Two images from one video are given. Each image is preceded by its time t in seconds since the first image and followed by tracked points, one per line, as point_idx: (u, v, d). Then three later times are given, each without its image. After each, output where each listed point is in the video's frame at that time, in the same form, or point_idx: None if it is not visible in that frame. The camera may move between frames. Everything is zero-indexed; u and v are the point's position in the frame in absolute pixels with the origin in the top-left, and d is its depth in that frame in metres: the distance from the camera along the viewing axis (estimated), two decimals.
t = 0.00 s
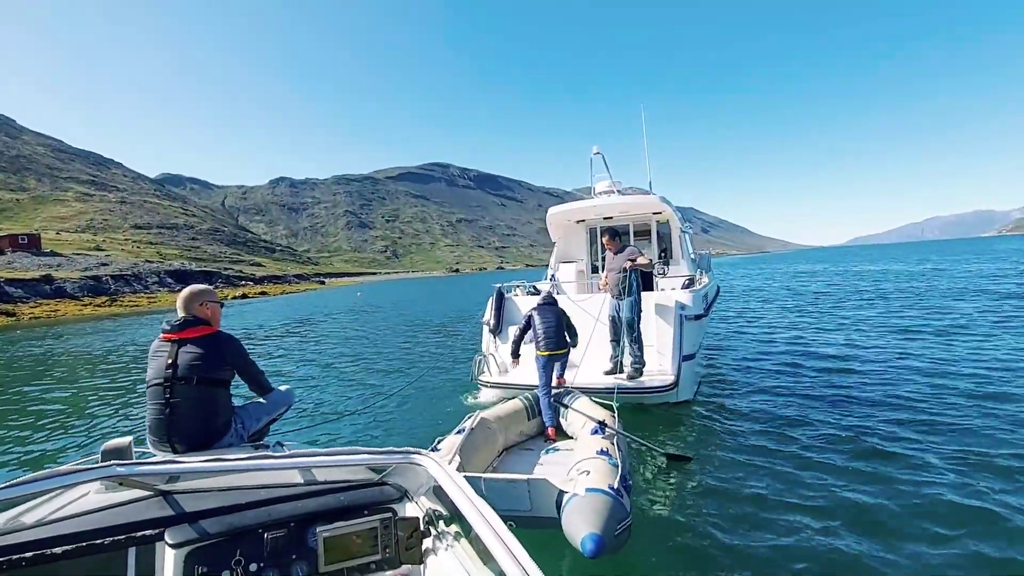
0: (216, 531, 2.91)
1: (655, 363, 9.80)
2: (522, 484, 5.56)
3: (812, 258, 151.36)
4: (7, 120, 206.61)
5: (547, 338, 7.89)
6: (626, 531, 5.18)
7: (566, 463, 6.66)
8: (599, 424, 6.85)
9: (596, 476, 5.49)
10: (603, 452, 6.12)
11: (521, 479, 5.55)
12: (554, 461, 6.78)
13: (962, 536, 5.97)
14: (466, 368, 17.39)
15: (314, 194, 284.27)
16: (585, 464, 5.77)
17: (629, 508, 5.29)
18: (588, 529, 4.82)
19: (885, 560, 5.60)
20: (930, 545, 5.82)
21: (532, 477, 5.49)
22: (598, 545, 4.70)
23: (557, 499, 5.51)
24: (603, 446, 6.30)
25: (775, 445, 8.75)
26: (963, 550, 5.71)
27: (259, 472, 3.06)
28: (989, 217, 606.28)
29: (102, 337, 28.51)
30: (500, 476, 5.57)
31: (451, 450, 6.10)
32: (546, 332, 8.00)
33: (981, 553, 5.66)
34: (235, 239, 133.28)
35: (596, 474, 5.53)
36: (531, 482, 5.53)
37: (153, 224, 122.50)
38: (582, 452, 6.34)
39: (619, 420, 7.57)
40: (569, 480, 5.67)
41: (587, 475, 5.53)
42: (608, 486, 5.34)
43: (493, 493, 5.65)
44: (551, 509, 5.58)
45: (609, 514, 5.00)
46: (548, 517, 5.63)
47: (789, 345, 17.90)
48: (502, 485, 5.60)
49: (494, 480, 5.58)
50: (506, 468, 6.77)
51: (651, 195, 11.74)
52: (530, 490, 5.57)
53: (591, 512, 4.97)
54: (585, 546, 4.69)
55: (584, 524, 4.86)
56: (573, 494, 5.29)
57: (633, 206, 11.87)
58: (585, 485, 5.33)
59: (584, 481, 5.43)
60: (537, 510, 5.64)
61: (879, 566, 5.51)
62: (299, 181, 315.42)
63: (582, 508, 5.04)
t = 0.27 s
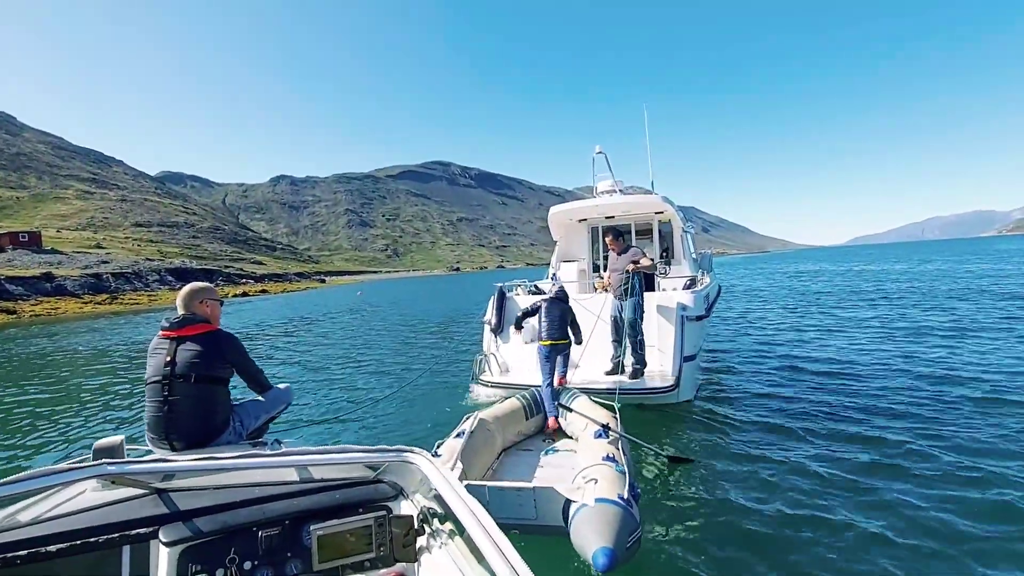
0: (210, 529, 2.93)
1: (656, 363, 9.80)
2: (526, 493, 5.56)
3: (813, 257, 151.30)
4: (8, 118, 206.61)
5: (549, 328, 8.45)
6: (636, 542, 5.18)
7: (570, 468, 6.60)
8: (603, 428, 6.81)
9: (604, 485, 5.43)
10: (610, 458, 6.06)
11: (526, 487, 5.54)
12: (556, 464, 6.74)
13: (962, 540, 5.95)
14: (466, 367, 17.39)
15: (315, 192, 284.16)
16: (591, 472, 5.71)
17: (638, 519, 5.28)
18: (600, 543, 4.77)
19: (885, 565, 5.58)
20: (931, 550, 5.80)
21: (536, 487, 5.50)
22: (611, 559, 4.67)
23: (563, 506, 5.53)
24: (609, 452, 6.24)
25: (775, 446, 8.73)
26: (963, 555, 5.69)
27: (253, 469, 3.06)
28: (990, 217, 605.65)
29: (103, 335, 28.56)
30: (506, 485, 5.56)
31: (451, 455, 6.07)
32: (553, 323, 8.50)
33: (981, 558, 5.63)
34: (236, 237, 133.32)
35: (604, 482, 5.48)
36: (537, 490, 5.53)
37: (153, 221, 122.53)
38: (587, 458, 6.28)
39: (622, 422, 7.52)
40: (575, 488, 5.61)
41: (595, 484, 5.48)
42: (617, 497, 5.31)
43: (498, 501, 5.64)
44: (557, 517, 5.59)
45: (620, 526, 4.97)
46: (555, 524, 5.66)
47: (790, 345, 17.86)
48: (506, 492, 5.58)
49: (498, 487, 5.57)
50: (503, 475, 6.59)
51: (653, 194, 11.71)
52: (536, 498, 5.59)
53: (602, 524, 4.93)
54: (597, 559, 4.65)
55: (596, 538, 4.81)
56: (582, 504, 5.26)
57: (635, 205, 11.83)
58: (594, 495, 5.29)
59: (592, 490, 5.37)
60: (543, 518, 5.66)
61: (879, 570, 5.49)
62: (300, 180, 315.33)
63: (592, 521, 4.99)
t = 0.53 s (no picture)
0: (207, 528, 2.92)
1: (658, 364, 9.80)
2: (537, 498, 5.50)
3: (814, 256, 151.14)
4: (8, 117, 206.71)
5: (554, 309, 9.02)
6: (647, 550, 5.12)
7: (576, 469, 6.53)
8: (610, 429, 6.68)
9: (616, 491, 5.30)
10: (619, 462, 5.94)
11: (536, 493, 5.48)
12: (562, 464, 6.70)
13: (964, 541, 5.93)
14: (466, 366, 17.39)
15: (315, 191, 284.14)
16: (602, 477, 5.58)
17: (650, 526, 5.19)
18: (614, 553, 4.66)
19: (887, 566, 5.56)
20: (932, 551, 5.77)
21: (547, 492, 5.43)
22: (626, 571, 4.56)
23: (573, 512, 5.45)
24: (618, 455, 6.12)
25: (777, 447, 8.71)
26: (965, 557, 5.66)
27: (248, 468, 3.09)
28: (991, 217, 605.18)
29: (104, 334, 28.59)
30: (515, 490, 5.48)
31: (457, 458, 6.03)
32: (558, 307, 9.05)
33: (984, 559, 5.61)
34: (236, 236, 133.33)
35: (615, 488, 5.34)
36: (547, 496, 5.46)
37: (154, 220, 122.61)
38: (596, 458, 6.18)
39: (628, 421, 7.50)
40: (585, 493, 5.45)
41: (607, 490, 5.33)
42: (630, 504, 5.19)
43: (507, 506, 5.59)
44: (567, 522, 5.52)
45: (633, 536, 4.87)
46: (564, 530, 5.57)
47: (791, 346, 17.84)
48: (516, 498, 5.54)
49: (507, 494, 5.52)
50: (507, 476, 6.51)
51: (654, 194, 11.71)
52: (545, 503, 5.51)
53: (616, 534, 4.84)
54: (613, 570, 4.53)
55: (612, 549, 4.72)
56: (595, 512, 5.13)
57: (637, 205, 11.82)
58: (607, 503, 5.16)
59: (603, 497, 5.24)
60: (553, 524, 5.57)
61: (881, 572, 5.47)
62: (301, 178, 315.19)
63: (607, 531, 4.88)
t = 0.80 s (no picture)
0: (213, 526, 2.93)
1: (661, 363, 9.81)
2: (550, 499, 5.56)
3: (815, 254, 150.81)
4: (8, 116, 206.64)
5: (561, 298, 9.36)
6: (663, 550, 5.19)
7: (586, 466, 6.54)
8: (621, 427, 6.71)
9: (631, 492, 5.36)
10: (632, 462, 5.99)
11: (550, 494, 5.53)
12: (571, 460, 6.69)
13: (966, 542, 5.95)
14: (468, 365, 17.42)
15: (315, 190, 284.06)
16: (616, 476, 5.64)
17: (666, 527, 5.26)
18: (631, 556, 4.71)
19: (890, 567, 5.58)
20: (935, 552, 5.79)
21: (561, 492, 5.49)
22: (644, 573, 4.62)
23: (587, 512, 5.53)
24: (631, 454, 6.18)
25: (780, 446, 8.72)
26: (967, 558, 5.68)
27: (254, 465, 3.04)
28: (991, 215, 604.48)
29: (106, 333, 28.61)
30: (530, 491, 5.53)
31: (468, 458, 6.08)
32: (559, 296, 9.40)
33: (987, 561, 5.62)
34: (236, 236, 133.30)
35: (630, 489, 5.39)
36: (561, 496, 5.53)
37: (154, 220, 122.63)
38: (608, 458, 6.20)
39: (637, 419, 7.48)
40: (599, 494, 5.52)
41: (621, 491, 5.39)
42: (646, 505, 5.25)
43: (521, 506, 5.64)
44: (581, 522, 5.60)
45: (650, 538, 4.92)
46: (578, 529, 5.65)
47: (793, 344, 17.85)
48: (530, 499, 5.59)
49: (521, 495, 5.56)
50: (516, 473, 6.48)
51: (656, 193, 11.69)
52: (559, 503, 5.58)
53: (633, 536, 4.88)
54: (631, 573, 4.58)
55: (629, 551, 4.75)
56: (611, 514, 5.19)
57: (639, 204, 11.81)
58: (622, 505, 5.22)
59: (618, 498, 5.30)
60: (566, 524, 5.65)
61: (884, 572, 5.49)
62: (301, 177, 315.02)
63: (623, 532, 4.93)
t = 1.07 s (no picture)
0: (227, 523, 2.98)
1: (665, 360, 9.94)
2: (566, 494, 5.53)
3: (816, 253, 150.95)
4: (8, 116, 206.75)
5: (570, 300, 9.54)
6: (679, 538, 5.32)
7: (596, 464, 6.59)
8: (630, 423, 6.82)
9: (646, 485, 5.47)
10: (644, 455, 6.11)
11: (566, 489, 5.52)
12: (580, 459, 6.73)
13: (969, 537, 6.00)
14: (470, 364, 17.44)
15: (315, 189, 284.02)
16: (631, 470, 5.75)
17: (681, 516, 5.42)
18: (652, 546, 4.85)
19: (894, 561, 5.63)
20: (939, 547, 5.84)
21: (576, 486, 5.51)
22: (665, 561, 4.77)
23: (602, 506, 5.56)
24: (642, 448, 6.29)
25: (783, 444, 8.77)
26: (971, 553, 5.73)
27: (268, 464, 3.09)
28: (992, 214, 604.39)
29: (108, 333, 28.68)
30: (545, 485, 5.54)
31: (480, 456, 6.11)
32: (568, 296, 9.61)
33: (990, 555, 5.67)
34: (236, 235, 133.27)
35: (645, 482, 5.51)
36: (576, 490, 5.54)
37: (154, 219, 122.61)
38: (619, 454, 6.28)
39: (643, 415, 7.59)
40: (614, 487, 5.62)
41: (636, 483, 5.51)
42: (661, 496, 5.39)
43: (535, 501, 5.62)
44: (596, 515, 5.60)
45: (668, 528, 5.06)
46: (594, 523, 5.65)
47: (795, 343, 17.88)
48: (545, 494, 5.54)
49: (536, 490, 5.54)
50: (526, 472, 6.49)
51: (659, 192, 11.71)
52: (575, 498, 5.57)
53: (652, 526, 5.01)
54: (652, 562, 4.75)
55: (649, 541, 4.89)
56: (627, 505, 5.30)
57: (641, 203, 11.84)
58: (638, 496, 5.33)
59: (635, 491, 5.40)
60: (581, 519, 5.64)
61: (887, 567, 5.55)
62: (301, 177, 315.08)
63: (642, 524, 5.05)
